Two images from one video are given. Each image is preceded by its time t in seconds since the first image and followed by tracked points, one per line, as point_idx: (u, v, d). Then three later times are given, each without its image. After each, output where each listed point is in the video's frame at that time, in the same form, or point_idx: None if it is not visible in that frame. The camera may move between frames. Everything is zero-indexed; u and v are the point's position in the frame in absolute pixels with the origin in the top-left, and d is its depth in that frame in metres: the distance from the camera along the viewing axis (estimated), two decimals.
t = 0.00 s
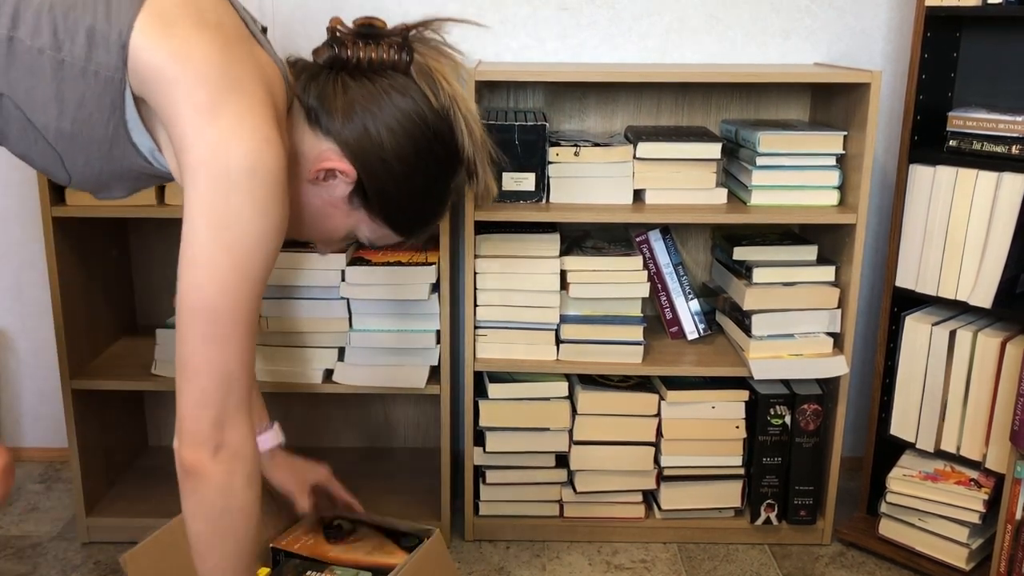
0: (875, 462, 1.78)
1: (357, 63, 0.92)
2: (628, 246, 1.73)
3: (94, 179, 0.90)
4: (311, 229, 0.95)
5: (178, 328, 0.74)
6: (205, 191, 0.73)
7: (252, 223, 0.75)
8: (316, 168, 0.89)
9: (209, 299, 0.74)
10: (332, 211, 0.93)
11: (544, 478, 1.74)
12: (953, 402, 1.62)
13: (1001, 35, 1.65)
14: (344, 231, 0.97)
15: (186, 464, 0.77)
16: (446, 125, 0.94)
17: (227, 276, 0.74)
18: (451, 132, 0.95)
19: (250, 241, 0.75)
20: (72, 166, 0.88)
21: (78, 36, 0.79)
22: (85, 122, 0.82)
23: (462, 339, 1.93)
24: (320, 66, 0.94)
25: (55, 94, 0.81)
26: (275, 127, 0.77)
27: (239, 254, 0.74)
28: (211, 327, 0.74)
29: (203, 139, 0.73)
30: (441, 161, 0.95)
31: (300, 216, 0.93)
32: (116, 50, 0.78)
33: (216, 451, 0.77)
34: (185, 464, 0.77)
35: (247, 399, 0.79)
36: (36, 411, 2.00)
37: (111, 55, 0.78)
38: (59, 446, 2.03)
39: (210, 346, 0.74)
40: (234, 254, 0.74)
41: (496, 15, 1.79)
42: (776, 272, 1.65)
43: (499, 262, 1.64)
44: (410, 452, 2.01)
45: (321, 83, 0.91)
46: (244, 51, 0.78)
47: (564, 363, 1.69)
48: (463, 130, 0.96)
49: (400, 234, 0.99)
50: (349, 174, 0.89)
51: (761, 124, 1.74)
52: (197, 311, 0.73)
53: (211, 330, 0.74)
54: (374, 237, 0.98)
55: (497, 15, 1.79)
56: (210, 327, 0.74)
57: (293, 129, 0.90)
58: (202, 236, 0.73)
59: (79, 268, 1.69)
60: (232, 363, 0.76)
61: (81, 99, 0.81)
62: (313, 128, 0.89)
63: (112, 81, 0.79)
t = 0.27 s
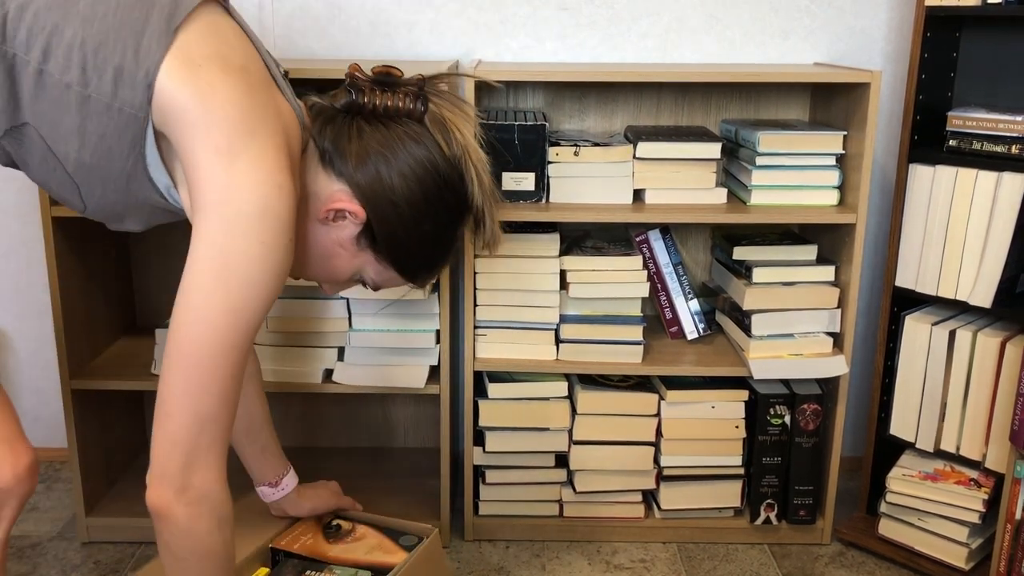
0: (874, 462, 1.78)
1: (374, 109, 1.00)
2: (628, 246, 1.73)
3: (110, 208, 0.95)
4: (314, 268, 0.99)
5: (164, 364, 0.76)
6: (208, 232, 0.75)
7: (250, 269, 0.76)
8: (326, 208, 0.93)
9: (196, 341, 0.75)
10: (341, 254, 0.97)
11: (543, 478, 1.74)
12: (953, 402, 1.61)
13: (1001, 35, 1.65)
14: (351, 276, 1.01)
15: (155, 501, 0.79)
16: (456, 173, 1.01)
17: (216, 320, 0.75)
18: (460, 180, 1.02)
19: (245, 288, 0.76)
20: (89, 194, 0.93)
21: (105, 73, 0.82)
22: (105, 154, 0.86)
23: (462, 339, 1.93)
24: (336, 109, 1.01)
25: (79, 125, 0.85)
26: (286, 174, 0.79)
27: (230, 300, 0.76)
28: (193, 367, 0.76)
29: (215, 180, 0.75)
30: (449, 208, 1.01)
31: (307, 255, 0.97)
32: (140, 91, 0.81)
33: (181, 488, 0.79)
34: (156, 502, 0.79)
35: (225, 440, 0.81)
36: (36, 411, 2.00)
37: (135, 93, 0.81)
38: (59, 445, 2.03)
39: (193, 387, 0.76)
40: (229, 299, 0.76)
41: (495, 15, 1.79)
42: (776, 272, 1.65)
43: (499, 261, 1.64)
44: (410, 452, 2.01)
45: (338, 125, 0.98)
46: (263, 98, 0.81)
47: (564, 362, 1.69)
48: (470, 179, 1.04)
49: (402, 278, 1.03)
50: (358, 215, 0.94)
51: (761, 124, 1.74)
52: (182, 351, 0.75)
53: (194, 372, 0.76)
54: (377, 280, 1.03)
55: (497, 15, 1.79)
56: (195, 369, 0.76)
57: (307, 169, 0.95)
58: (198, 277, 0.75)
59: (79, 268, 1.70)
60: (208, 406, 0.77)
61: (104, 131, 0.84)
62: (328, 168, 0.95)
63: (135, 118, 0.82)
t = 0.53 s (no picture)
0: (874, 462, 1.78)
1: (372, 94, 0.94)
2: (628, 246, 1.73)
3: (107, 201, 0.91)
4: (316, 258, 0.95)
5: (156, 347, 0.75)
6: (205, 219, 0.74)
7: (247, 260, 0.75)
8: (327, 193, 0.89)
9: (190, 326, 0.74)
10: (342, 240, 0.93)
11: (543, 477, 1.74)
12: (953, 402, 1.61)
13: (1001, 35, 1.65)
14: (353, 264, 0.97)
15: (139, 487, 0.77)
16: (458, 157, 0.95)
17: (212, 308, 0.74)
18: (461, 163, 0.95)
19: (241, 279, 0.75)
20: (86, 184, 0.89)
21: (98, 61, 0.79)
22: (99, 144, 0.83)
23: (462, 339, 1.93)
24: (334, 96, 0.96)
25: (72, 115, 0.81)
26: (287, 165, 0.78)
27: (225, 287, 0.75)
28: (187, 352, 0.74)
29: (211, 168, 0.74)
30: (452, 192, 0.95)
31: (308, 243, 0.93)
32: (135, 79, 0.78)
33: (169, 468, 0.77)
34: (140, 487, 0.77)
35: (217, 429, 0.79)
36: (35, 411, 2.00)
37: (131, 81, 0.78)
38: (59, 446, 2.03)
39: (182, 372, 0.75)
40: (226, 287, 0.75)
41: (495, 15, 1.79)
42: (776, 272, 1.65)
43: (499, 262, 1.64)
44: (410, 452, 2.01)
45: (336, 111, 0.93)
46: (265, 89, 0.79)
47: (564, 362, 1.69)
48: (471, 163, 0.96)
49: (408, 264, 0.99)
50: (361, 199, 0.90)
51: (761, 123, 1.74)
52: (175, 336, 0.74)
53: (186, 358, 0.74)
54: (382, 268, 0.98)
55: (497, 15, 1.79)
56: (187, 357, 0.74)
57: (304, 156, 0.91)
58: (195, 264, 0.74)
59: (79, 268, 1.70)
60: (196, 394, 0.76)
61: (98, 120, 0.81)
62: (326, 154, 0.90)
63: (130, 106, 0.80)
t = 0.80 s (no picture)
0: (874, 462, 1.78)
1: (362, 21, 0.94)
2: (628, 246, 1.74)
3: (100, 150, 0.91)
4: (333, 193, 0.97)
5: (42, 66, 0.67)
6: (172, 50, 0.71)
7: (200, 105, 0.72)
8: (339, 123, 0.91)
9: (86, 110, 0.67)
10: (357, 168, 0.95)
11: (543, 477, 1.74)
12: (953, 402, 1.61)
13: (1001, 34, 1.65)
14: (370, 195, 0.99)
15: None
16: (458, 71, 0.96)
17: (112, 123, 0.68)
18: (461, 80, 0.96)
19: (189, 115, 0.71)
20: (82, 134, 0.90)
21: None
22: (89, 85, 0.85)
23: (462, 338, 1.93)
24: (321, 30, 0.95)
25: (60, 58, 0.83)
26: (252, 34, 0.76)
27: (150, 112, 0.70)
28: (70, 118, 0.66)
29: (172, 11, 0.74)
30: (458, 108, 0.96)
31: (324, 174, 0.96)
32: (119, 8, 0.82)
33: None
34: None
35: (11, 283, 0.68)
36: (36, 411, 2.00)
37: (113, 11, 0.82)
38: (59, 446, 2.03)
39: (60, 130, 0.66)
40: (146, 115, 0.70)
41: (496, 15, 1.79)
42: (776, 272, 1.65)
43: (499, 262, 1.64)
44: (410, 451, 2.01)
45: (332, 43, 0.92)
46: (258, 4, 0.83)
47: (564, 362, 1.69)
48: (470, 80, 0.97)
49: (422, 186, 1.00)
50: (373, 125, 0.92)
51: (761, 123, 1.74)
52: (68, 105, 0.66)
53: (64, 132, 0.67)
54: (398, 197, 1.00)
55: (497, 15, 1.79)
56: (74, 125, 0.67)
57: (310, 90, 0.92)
58: (134, 74, 0.69)
59: (79, 268, 1.70)
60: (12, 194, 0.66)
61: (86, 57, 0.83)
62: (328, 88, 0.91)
63: (115, 38, 0.82)
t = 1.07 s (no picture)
0: (874, 462, 1.78)
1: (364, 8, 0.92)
2: (628, 246, 1.74)
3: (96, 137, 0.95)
4: (336, 183, 0.96)
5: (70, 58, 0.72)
6: (186, 17, 0.73)
7: (216, 70, 0.74)
8: (347, 112, 0.91)
9: (106, 90, 0.71)
10: (361, 158, 0.94)
11: (543, 478, 1.74)
12: (953, 402, 1.61)
13: (1001, 34, 1.65)
14: (372, 186, 0.97)
15: None
16: (460, 60, 0.94)
17: (127, 101, 0.72)
18: (464, 68, 0.94)
19: (204, 78, 0.74)
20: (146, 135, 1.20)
21: None
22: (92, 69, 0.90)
23: (462, 338, 1.93)
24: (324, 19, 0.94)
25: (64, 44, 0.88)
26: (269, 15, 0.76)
27: (163, 86, 0.73)
28: (95, 103, 0.71)
29: None
30: (461, 96, 0.95)
31: (327, 163, 0.95)
32: None
33: None
34: None
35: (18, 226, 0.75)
36: (35, 411, 2.00)
37: None
38: (59, 445, 2.04)
39: (90, 117, 0.72)
40: (159, 85, 0.73)
41: (496, 15, 1.79)
42: (776, 272, 1.65)
43: (500, 262, 1.64)
44: (410, 451, 2.01)
45: (335, 31, 0.92)
46: None
47: (564, 362, 1.69)
48: (471, 69, 0.96)
49: (426, 176, 0.99)
50: (379, 116, 0.91)
51: (761, 123, 1.74)
52: (85, 86, 0.71)
53: (93, 118, 0.72)
54: (400, 188, 0.99)
55: (497, 15, 1.79)
56: (98, 104, 0.71)
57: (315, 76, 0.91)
58: (146, 48, 0.72)
59: (79, 268, 1.70)
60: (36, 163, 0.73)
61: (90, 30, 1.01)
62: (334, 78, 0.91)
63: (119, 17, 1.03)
